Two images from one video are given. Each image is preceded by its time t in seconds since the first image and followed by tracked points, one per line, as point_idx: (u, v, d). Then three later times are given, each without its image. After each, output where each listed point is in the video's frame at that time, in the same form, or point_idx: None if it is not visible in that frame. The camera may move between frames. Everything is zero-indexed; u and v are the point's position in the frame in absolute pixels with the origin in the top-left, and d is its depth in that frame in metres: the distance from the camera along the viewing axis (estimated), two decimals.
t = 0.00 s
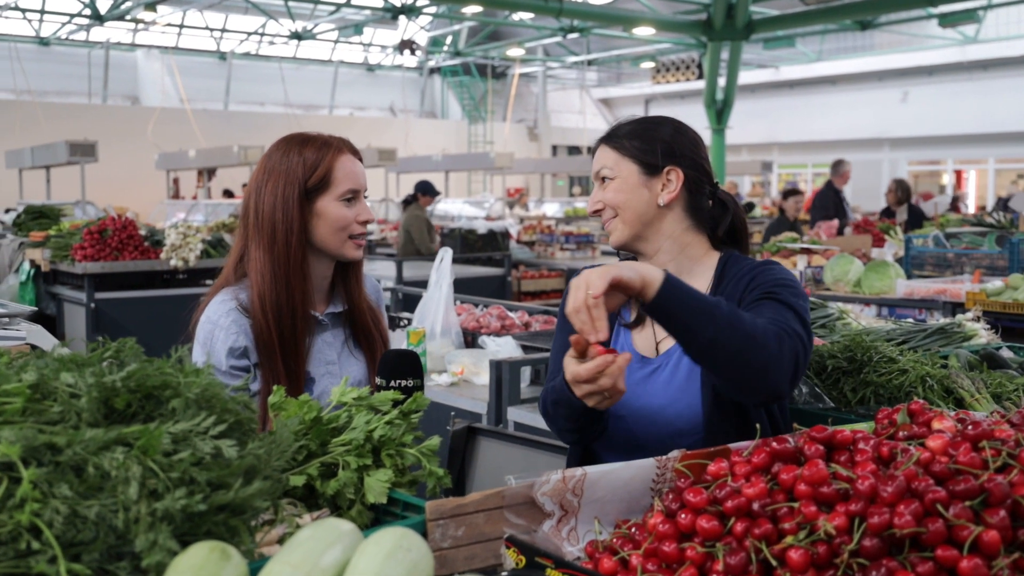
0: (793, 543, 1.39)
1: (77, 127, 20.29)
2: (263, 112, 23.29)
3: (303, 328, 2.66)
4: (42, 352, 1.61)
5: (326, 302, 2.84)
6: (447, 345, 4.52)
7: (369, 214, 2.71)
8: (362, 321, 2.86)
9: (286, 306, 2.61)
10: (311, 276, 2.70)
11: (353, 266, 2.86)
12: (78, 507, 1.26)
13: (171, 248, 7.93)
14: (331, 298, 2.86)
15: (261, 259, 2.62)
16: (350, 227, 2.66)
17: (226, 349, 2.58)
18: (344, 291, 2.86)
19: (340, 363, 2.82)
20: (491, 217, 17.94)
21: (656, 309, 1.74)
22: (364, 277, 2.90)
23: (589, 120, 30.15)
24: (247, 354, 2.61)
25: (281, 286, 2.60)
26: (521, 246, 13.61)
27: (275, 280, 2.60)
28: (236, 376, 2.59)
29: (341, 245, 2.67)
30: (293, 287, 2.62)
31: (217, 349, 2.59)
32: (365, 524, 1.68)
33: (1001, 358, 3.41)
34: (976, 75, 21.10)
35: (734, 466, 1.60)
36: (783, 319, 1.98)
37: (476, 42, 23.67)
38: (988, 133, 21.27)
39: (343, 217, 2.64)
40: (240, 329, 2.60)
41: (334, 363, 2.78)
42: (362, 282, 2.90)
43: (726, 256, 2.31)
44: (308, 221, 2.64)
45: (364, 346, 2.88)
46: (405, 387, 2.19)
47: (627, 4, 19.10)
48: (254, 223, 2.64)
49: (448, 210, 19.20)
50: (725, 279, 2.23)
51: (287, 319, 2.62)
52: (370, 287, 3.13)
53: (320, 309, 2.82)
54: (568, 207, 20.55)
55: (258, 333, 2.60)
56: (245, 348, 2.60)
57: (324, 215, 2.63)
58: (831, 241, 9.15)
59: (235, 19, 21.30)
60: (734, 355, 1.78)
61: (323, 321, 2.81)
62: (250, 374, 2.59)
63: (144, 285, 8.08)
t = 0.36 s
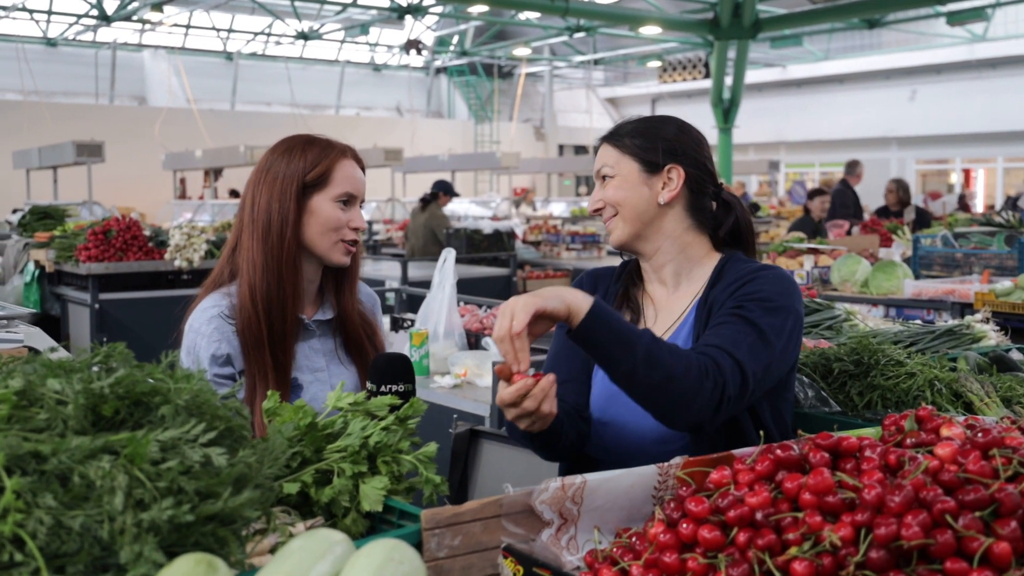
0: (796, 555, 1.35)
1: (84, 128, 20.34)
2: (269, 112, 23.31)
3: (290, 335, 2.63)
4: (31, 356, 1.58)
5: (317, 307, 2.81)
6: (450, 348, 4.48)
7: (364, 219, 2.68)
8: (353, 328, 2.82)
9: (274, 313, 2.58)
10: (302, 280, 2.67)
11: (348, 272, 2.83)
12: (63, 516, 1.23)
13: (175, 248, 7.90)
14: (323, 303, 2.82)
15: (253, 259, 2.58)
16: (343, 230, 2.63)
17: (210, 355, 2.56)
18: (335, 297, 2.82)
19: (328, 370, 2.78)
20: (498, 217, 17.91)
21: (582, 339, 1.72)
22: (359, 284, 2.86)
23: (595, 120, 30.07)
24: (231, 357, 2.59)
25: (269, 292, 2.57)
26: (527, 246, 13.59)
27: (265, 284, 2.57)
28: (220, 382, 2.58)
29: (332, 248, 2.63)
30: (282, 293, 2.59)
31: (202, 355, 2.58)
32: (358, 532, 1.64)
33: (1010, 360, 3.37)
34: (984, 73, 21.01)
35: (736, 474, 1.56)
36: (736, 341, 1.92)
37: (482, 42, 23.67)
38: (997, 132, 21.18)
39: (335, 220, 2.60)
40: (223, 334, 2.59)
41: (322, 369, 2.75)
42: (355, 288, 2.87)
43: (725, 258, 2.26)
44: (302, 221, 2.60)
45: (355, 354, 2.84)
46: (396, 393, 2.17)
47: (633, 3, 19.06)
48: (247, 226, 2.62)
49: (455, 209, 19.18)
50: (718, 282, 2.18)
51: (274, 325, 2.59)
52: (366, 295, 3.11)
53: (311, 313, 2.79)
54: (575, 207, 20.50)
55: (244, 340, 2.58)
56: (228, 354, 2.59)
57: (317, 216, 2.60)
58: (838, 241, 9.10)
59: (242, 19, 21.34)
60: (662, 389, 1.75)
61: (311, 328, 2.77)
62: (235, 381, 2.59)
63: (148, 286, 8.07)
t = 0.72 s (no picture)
0: (794, 567, 1.31)
1: (92, 128, 20.37)
2: (276, 112, 23.32)
3: (281, 337, 2.60)
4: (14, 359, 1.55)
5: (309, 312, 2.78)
6: (453, 348, 4.45)
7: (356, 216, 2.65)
8: (346, 331, 2.78)
9: (263, 314, 2.56)
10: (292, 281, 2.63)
11: (341, 275, 2.80)
12: (39, 528, 1.20)
13: (180, 249, 7.89)
14: (315, 307, 2.79)
15: (243, 258, 2.56)
16: (333, 229, 2.59)
17: (198, 358, 2.52)
18: (329, 298, 2.80)
19: (320, 374, 2.75)
20: (505, 217, 17.90)
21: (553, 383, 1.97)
22: (353, 288, 2.83)
23: (603, 120, 30.00)
24: (221, 360, 2.56)
25: (259, 292, 2.55)
26: (533, 246, 13.57)
27: (253, 284, 2.55)
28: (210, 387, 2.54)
29: (323, 248, 2.59)
30: (271, 292, 2.56)
31: (190, 358, 2.54)
32: (348, 540, 1.61)
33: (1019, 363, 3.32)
34: (994, 71, 20.88)
35: (733, 482, 1.52)
36: (705, 403, 1.92)
37: (489, 42, 23.64)
38: (1007, 131, 21.03)
39: (325, 218, 2.57)
40: (213, 337, 2.55)
41: (314, 373, 2.72)
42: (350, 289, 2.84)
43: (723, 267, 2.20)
44: (291, 220, 2.58)
45: (349, 358, 2.80)
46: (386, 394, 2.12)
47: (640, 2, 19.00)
48: (236, 227, 2.59)
49: (462, 209, 19.12)
50: (708, 293, 2.12)
51: (264, 327, 2.57)
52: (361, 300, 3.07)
53: (302, 315, 2.76)
54: (582, 205, 20.46)
55: (233, 342, 2.55)
56: (217, 356, 2.55)
57: (307, 214, 2.57)
58: (845, 241, 9.03)
59: (249, 19, 21.36)
60: (625, 459, 1.89)
61: (303, 330, 2.74)
62: (226, 385, 2.54)
63: (153, 286, 8.06)
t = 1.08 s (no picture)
0: None
1: (108, 128, 20.44)
2: (291, 111, 23.36)
3: (283, 343, 2.57)
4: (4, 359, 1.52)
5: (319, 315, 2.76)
6: (461, 348, 4.43)
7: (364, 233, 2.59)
8: (349, 338, 2.76)
9: (267, 320, 2.53)
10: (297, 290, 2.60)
11: (351, 285, 2.76)
12: (20, 535, 1.17)
13: (191, 249, 7.89)
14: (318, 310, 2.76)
15: (250, 261, 2.51)
16: (339, 245, 2.55)
17: (199, 359, 2.51)
18: (334, 303, 2.77)
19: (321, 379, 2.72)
20: (518, 217, 17.88)
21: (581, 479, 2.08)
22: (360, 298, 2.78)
23: (618, 119, 29.89)
24: (220, 362, 2.54)
25: (262, 298, 2.51)
26: (546, 245, 13.55)
27: (259, 288, 2.50)
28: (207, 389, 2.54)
29: (325, 262, 2.56)
30: (275, 299, 2.52)
31: (191, 359, 2.53)
32: (344, 545, 1.58)
33: None
34: (1013, 68, 20.68)
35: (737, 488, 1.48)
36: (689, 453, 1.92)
37: (503, 41, 23.61)
38: None
39: (330, 236, 2.53)
40: (214, 338, 2.53)
41: (316, 377, 2.69)
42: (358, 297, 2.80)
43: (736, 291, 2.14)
44: (299, 232, 2.53)
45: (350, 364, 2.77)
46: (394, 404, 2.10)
47: None
48: (247, 222, 2.54)
49: (476, 208, 19.08)
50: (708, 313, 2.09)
51: (268, 333, 2.54)
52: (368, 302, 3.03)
53: (307, 318, 2.73)
54: (597, 204, 20.41)
55: (235, 345, 2.53)
56: (218, 358, 2.53)
57: (315, 229, 2.52)
58: (860, 240, 8.94)
59: (264, 19, 21.41)
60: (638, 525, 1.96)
61: (306, 333, 2.72)
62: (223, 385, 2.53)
63: (165, 286, 8.07)
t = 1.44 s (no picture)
0: None
1: (125, 128, 20.52)
2: (307, 112, 23.42)
3: (298, 346, 2.54)
4: None
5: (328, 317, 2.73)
6: (468, 348, 4.39)
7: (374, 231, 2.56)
8: (356, 338, 2.72)
9: (280, 321, 2.49)
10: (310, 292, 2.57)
11: (360, 284, 2.72)
12: None
13: (202, 248, 7.88)
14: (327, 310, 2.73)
15: (260, 262, 2.47)
16: (348, 244, 2.51)
17: (204, 358, 2.49)
18: (342, 303, 2.74)
19: (328, 380, 2.70)
20: (532, 216, 17.86)
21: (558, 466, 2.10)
22: (371, 298, 2.75)
23: (634, 118, 29.79)
24: (225, 363, 2.51)
25: (275, 299, 2.47)
26: (559, 245, 13.52)
27: (273, 291, 2.46)
28: (206, 388, 2.51)
29: (332, 261, 2.52)
30: (291, 303, 2.48)
31: (197, 357, 2.50)
32: (333, 550, 1.55)
33: None
34: None
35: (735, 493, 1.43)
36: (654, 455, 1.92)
37: (519, 40, 23.58)
38: None
39: (339, 236, 2.49)
40: (219, 338, 2.50)
41: (321, 378, 2.67)
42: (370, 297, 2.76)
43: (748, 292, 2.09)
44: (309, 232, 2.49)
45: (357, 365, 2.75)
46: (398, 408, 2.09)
47: None
48: (257, 225, 2.49)
49: (491, 208, 19.04)
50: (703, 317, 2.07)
51: (280, 335, 2.51)
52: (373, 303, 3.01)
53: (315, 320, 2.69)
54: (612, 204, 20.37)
55: (242, 345, 2.49)
56: (223, 358, 2.51)
57: (323, 229, 2.48)
58: (875, 240, 8.85)
59: (280, 20, 21.46)
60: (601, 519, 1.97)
61: (314, 334, 2.69)
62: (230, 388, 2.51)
63: (175, 285, 8.08)
